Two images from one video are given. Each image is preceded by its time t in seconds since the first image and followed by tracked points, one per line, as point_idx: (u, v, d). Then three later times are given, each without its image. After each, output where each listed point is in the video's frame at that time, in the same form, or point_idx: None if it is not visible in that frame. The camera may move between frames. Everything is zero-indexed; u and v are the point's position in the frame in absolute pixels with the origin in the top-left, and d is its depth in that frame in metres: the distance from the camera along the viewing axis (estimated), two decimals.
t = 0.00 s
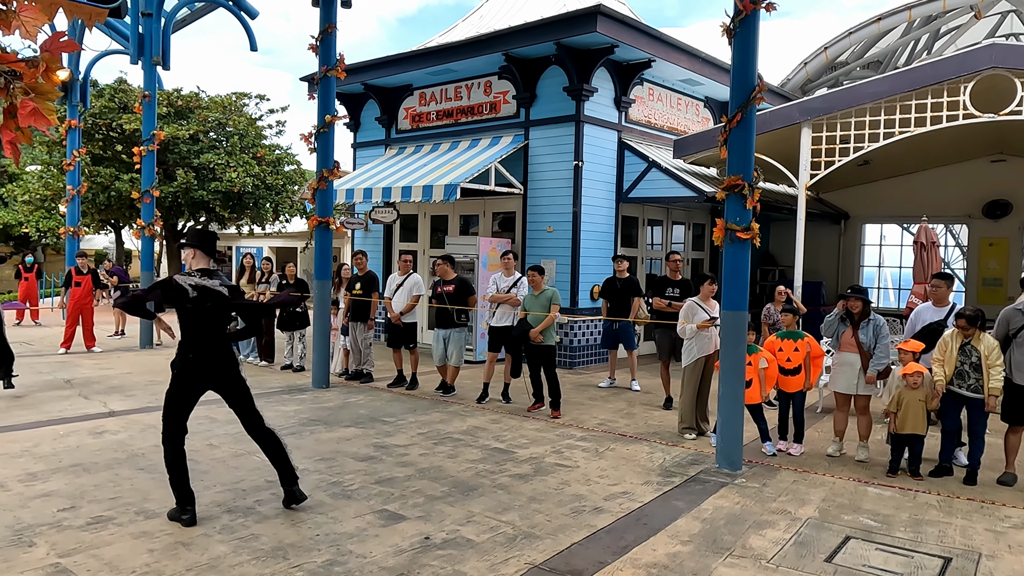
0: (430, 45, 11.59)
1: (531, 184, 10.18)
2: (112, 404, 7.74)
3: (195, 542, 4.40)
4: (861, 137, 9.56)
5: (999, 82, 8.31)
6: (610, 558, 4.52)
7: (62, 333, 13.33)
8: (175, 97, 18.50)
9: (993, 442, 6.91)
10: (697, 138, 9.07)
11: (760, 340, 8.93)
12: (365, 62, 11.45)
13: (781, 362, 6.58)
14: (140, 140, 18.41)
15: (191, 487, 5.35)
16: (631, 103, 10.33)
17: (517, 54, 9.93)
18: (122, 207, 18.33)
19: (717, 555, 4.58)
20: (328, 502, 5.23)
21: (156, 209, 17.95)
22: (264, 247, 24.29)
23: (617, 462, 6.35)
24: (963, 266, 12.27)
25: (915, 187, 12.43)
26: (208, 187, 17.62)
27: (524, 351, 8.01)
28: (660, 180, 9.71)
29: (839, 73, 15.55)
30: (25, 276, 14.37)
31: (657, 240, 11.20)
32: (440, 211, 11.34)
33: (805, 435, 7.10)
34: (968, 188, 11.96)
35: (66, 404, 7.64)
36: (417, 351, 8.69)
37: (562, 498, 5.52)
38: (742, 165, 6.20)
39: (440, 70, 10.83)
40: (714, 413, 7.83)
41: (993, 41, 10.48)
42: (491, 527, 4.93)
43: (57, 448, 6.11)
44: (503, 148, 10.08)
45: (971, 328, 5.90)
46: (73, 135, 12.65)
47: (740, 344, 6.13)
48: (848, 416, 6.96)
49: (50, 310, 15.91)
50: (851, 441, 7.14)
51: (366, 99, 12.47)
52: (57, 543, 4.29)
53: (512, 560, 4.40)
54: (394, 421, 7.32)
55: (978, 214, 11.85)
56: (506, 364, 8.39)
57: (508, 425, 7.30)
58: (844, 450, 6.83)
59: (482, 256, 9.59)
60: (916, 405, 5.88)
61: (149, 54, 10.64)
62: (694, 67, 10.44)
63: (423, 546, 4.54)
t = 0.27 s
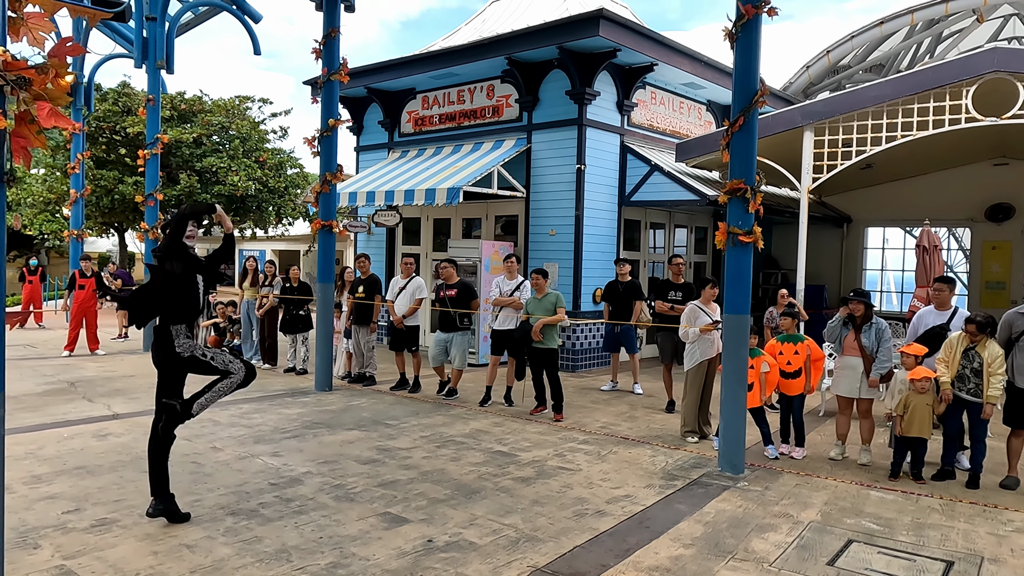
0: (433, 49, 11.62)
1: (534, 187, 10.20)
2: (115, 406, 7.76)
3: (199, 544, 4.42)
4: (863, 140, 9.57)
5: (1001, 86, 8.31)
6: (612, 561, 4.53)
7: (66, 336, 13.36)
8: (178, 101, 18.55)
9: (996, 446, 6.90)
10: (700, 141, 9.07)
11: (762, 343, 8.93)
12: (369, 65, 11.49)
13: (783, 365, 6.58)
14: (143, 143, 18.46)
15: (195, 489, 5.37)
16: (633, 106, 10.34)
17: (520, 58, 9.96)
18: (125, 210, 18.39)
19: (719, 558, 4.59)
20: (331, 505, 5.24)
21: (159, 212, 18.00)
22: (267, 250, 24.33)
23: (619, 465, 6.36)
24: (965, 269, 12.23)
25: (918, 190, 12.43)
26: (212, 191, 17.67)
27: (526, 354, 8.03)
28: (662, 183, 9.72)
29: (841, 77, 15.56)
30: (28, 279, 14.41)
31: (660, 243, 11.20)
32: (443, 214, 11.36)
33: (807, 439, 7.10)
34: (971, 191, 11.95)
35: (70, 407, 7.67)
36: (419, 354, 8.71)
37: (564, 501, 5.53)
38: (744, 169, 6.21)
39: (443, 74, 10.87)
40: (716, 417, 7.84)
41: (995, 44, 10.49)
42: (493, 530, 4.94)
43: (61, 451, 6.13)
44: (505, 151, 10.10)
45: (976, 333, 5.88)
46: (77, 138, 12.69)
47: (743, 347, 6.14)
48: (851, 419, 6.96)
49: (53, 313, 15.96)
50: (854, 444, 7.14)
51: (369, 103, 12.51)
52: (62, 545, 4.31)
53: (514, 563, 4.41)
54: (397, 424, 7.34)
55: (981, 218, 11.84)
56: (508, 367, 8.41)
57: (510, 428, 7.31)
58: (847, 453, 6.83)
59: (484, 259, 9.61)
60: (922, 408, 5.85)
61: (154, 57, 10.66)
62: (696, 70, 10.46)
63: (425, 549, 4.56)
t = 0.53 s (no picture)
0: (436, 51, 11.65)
1: (536, 190, 10.21)
2: (119, 408, 7.78)
3: (202, 546, 4.44)
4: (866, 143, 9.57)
5: (1004, 88, 8.30)
6: (614, 563, 4.53)
7: (70, 338, 13.40)
8: (182, 104, 18.59)
9: (999, 449, 6.90)
10: (702, 143, 9.08)
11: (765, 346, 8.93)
12: (372, 68, 11.52)
13: (785, 367, 6.58)
14: (147, 146, 18.51)
15: (199, 491, 5.39)
16: (636, 108, 10.35)
17: (522, 60, 9.98)
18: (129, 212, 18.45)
19: (721, 561, 4.59)
20: (334, 507, 5.26)
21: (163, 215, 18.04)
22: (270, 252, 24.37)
23: (622, 467, 6.37)
24: (969, 271, 12.20)
25: (921, 192, 12.42)
26: (215, 193, 17.71)
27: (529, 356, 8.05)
28: (665, 185, 9.73)
29: (844, 79, 15.55)
30: (33, 281, 14.45)
31: (662, 245, 11.21)
32: (445, 216, 11.38)
33: (810, 441, 7.10)
34: (974, 193, 11.94)
35: (74, 408, 7.70)
36: (422, 356, 8.73)
37: (567, 503, 5.55)
38: (746, 171, 6.22)
39: (446, 76, 10.89)
40: (718, 419, 7.84)
41: (998, 47, 10.49)
42: (496, 532, 4.95)
43: (65, 453, 6.16)
44: (508, 154, 10.12)
45: (977, 335, 5.91)
46: (81, 141, 12.73)
47: (745, 350, 6.15)
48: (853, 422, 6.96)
49: (57, 315, 16.01)
50: (856, 447, 7.14)
51: (372, 105, 12.54)
52: (67, 546, 4.33)
53: (517, 565, 4.43)
54: (400, 426, 7.35)
55: (984, 220, 11.82)
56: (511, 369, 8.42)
57: (513, 430, 7.32)
58: (849, 456, 6.82)
59: (486, 261, 9.62)
60: (926, 411, 5.83)
61: (157, 60, 10.66)
62: (699, 73, 10.47)
63: (428, 551, 4.57)
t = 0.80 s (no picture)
0: (439, 52, 11.67)
1: (539, 190, 10.22)
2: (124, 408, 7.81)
3: (207, 545, 4.46)
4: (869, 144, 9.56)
5: (1008, 89, 8.30)
6: (617, 564, 4.55)
7: (76, 337, 13.46)
8: (186, 104, 18.64)
9: (1002, 450, 6.89)
10: (705, 144, 9.08)
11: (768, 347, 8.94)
12: (375, 68, 11.54)
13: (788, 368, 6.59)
14: (151, 146, 18.56)
15: (203, 491, 5.41)
16: (640, 109, 10.35)
17: (526, 61, 10.00)
18: (133, 212, 18.51)
19: (724, 561, 4.61)
20: (338, 507, 5.28)
21: (167, 215, 18.10)
22: (274, 252, 24.43)
23: (625, 468, 6.38)
24: (972, 272, 12.19)
25: (925, 193, 12.41)
26: (219, 193, 17.76)
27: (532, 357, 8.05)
28: (668, 186, 9.73)
29: (848, 80, 15.53)
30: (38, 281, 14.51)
31: (665, 246, 11.21)
32: (449, 216, 11.40)
33: (813, 442, 7.10)
34: (979, 194, 11.91)
35: (79, 408, 7.73)
36: (426, 357, 8.74)
37: (570, 504, 5.56)
38: (750, 173, 6.22)
39: (450, 77, 10.90)
40: (721, 420, 7.84)
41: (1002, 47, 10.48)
42: (499, 532, 4.97)
43: (71, 452, 6.19)
44: (511, 154, 10.13)
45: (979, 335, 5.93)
46: (86, 141, 12.78)
47: (748, 350, 6.15)
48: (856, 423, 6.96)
49: (62, 314, 16.08)
50: (859, 448, 7.13)
51: (376, 106, 12.57)
52: (72, 545, 4.36)
53: (519, 565, 4.44)
54: (403, 426, 7.38)
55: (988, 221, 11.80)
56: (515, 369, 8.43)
57: (516, 431, 7.33)
58: (852, 457, 6.83)
59: (490, 262, 9.63)
60: (930, 412, 5.84)
61: (162, 61, 10.69)
62: (703, 74, 10.48)
63: (431, 551, 4.59)
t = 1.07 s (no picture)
0: (442, 51, 11.67)
1: (542, 190, 10.23)
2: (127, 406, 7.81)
3: (211, 543, 4.47)
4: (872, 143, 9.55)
5: (1011, 89, 8.28)
6: (620, 563, 4.55)
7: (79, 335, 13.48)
8: (189, 103, 18.65)
9: (1005, 451, 6.88)
10: (708, 144, 9.06)
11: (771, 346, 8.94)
12: (378, 67, 11.54)
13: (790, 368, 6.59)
14: (154, 145, 18.58)
15: (206, 489, 5.42)
16: (642, 108, 10.35)
17: (528, 60, 9.99)
18: (136, 211, 18.54)
19: (726, 561, 4.61)
20: (341, 505, 5.29)
21: (170, 214, 18.13)
22: (276, 251, 24.45)
23: (627, 467, 6.38)
24: (975, 272, 12.17)
25: (928, 193, 12.40)
26: (222, 192, 17.78)
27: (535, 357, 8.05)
28: (671, 186, 9.72)
29: (851, 79, 15.51)
30: (41, 279, 14.54)
31: (667, 246, 11.21)
32: (451, 216, 11.40)
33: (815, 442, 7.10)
34: (982, 194, 11.90)
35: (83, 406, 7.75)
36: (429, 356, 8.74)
37: (572, 503, 5.56)
38: (753, 173, 6.21)
39: (452, 76, 10.90)
40: (724, 420, 7.84)
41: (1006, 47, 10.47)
42: (502, 531, 4.98)
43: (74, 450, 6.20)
44: (514, 153, 10.13)
45: (982, 335, 5.93)
46: (89, 140, 12.79)
47: (751, 350, 6.15)
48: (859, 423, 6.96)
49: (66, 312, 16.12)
50: (862, 448, 7.13)
51: (379, 105, 12.57)
52: (76, 543, 4.37)
53: (522, 564, 4.45)
54: (405, 425, 7.38)
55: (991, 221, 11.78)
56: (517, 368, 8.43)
57: (518, 430, 7.34)
58: (855, 457, 6.83)
59: (493, 261, 9.62)
60: (932, 412, 5.84)
61: (165, 60, 10.71)
62: (706, 73, 10.47)
63: (434, 550, 4.60)
